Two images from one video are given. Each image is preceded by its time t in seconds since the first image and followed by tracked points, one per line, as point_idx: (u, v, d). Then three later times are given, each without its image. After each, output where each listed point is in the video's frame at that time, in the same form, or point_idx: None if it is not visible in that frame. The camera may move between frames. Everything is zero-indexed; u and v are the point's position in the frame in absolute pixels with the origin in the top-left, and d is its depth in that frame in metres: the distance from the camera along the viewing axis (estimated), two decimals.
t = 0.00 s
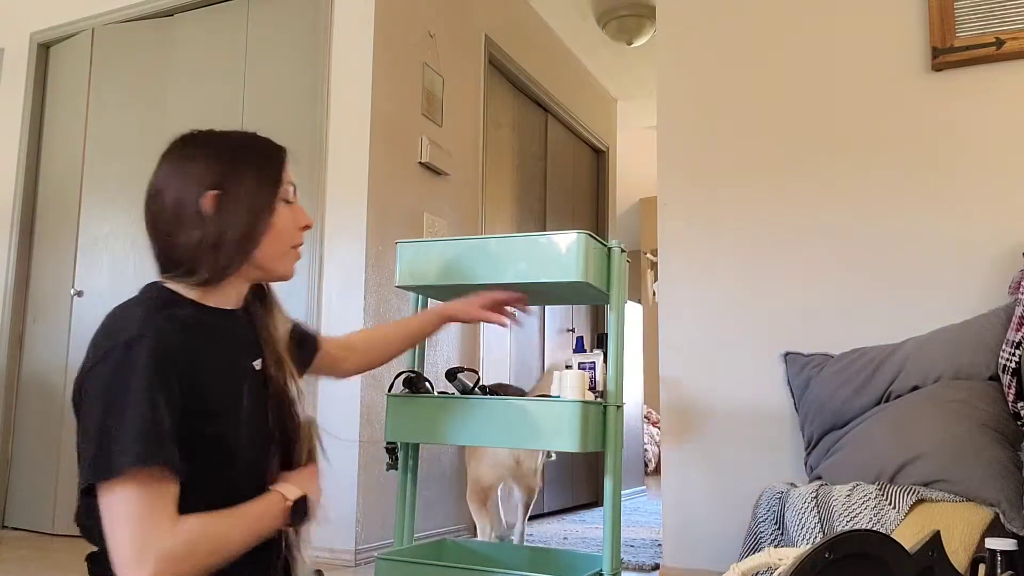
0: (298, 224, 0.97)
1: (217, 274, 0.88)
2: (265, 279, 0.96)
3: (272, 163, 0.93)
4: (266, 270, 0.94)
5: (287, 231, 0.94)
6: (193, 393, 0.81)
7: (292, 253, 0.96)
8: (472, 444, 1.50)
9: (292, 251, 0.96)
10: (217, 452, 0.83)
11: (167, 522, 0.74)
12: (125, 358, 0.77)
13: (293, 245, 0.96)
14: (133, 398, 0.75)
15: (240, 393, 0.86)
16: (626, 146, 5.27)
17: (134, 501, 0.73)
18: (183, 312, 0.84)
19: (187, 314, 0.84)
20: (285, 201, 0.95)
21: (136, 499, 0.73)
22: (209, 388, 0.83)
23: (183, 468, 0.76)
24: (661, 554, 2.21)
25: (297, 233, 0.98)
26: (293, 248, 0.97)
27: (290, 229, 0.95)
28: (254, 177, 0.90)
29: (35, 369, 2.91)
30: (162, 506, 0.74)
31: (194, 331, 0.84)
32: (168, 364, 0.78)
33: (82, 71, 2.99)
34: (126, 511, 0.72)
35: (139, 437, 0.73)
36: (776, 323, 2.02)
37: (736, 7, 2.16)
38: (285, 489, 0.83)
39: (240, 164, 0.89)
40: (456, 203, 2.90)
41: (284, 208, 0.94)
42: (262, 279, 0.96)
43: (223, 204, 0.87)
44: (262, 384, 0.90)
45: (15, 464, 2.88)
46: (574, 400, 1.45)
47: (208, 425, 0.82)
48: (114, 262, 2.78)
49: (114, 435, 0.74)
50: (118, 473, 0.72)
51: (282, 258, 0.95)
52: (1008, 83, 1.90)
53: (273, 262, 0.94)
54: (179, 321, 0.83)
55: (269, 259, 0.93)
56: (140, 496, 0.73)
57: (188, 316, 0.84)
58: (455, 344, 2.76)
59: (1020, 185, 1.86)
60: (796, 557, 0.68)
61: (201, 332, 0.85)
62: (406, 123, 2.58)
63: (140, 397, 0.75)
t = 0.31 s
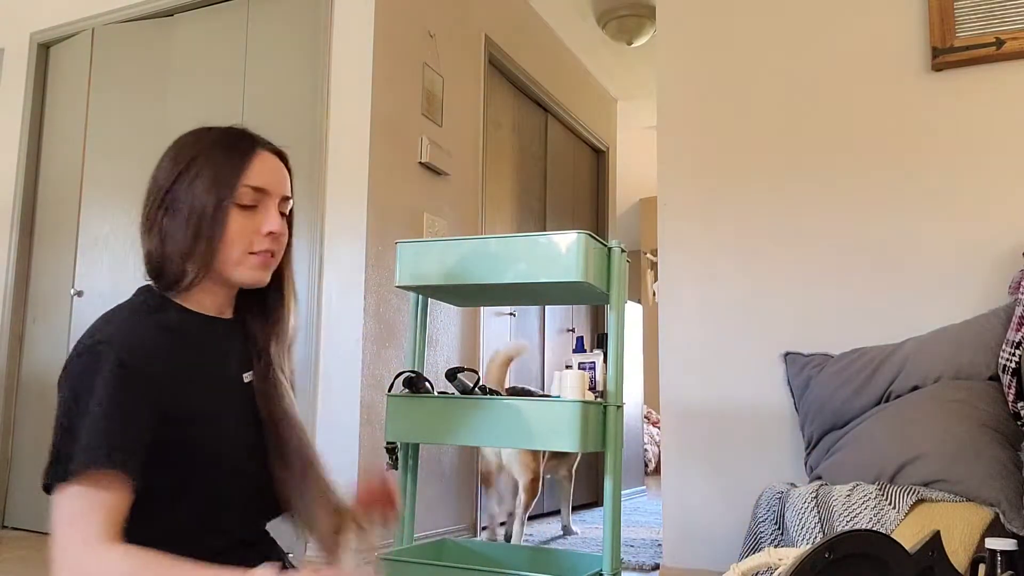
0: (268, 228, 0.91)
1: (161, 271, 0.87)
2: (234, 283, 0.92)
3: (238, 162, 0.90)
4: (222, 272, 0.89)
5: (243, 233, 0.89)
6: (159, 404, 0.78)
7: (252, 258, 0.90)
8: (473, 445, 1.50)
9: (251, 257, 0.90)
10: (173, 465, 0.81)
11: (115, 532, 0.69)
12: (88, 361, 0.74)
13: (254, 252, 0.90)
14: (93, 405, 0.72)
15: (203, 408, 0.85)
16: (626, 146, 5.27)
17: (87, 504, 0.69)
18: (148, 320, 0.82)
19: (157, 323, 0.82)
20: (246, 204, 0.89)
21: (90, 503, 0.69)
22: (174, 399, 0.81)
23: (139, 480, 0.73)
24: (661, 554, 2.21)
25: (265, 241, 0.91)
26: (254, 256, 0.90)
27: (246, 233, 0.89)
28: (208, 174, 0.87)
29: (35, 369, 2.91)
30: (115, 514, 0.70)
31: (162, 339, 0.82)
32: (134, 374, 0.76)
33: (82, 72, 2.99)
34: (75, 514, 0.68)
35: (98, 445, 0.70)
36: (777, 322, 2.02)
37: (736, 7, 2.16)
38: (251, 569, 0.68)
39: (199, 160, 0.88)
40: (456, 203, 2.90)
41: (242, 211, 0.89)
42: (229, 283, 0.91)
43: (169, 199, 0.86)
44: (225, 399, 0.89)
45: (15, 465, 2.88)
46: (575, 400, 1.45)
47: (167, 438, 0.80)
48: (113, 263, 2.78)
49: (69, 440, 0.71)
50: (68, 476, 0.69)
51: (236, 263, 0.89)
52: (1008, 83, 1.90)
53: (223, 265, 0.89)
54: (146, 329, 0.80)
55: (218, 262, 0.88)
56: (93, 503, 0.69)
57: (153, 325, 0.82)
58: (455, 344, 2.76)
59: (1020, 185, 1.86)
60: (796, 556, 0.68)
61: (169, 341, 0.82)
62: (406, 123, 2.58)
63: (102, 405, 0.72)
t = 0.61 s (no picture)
0: (303, 222, 0.83)
1: (197, 274, 0.81)
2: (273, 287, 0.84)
3: (267, 155, 0.83)
4: (258, 275, 0.81)
5: (277, 227, 0.81)
6: (159, 417, 0.74)
7: (291, 258, 0.82)
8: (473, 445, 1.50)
9: (290, 257, 0.82)
10: (164, 468, 0.76)
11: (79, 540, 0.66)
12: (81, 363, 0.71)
13: (292, 250, 0.82)
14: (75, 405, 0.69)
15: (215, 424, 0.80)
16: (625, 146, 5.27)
17: (59, 507, 0.66)
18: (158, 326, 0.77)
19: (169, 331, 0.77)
20: (279, 200, 0.82)
21: (64, 505, 0.66)
22: (176, 408, 0.77)
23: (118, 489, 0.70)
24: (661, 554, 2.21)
25: (303, 239, 0.82)
26: (293, 255, 0.82)
27: (281, 230, 0.81)
28: (237, 167, 0.81)
29: (35, 370, 2.91)
30: (83, 521, 0.67)
31: (168, 348, 0.76)
32: (125, 379, 0.71)
33: (82, 72, 2.99)
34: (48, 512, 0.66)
35: (65, 450, 0.67)
36: (777, 322, 2.02)
37: (736, 8, 2.16)
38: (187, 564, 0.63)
39: (228, 156, 0.82)
40: (456, 203, 2.90)
41: (276, 207, 0.81)
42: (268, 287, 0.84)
43: (199, 197, 0.81)
44: (243, 419, 0.82)
45: (15, 465, 2.88)
46: (575, 400, 1.45)
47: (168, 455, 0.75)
48: (113, 263, 2.78)
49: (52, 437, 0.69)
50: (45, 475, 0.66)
51: (271, 265, 0.81)
52: (1008, 83, 1.90)
53: (259, 264, 0.81)
54: (149, 334, 0.75)
55: (253, 265, 0.81)
56: (66, 505, 0.66)
57: (164, 329, 0.77)
58: (455, 344, 2.76)
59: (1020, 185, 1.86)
60: (795, 556, 0.67)
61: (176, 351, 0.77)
62: (406, 123, 2.58)
63: (83, 407, 0.68)
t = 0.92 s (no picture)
0: (365, 233, 0.87)
1: (255, 286, 0.86)
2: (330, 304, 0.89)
3: (327, 168, 0.88)
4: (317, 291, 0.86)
5: (335, 244, 0.85)
6: (225, 430, 0.81)
7: (352, 274, 0.86)
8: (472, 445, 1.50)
9: (352, 272, 0.86)
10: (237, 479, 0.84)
11: (223, 542, 0.75)
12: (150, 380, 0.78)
13: (354, 266, 0.86)
14: (149, 428, 0.76)
15: (272, 425, 0.87)
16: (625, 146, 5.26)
17: (176, 517, 0.74)
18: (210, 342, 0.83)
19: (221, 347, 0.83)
20: (340, 212, 0.86)
21: (174, 515, 0.74)
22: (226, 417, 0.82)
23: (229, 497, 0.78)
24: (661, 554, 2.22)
25: (362, 252, 0.87)
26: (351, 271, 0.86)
27: (341, 243, 0.85)
28: (294, 183, 0.85)
29: (35, 371, 2.91)
30: (208, 528, 0.75)
31: (225, 362, 0.83)
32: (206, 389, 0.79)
33: (82, 72, 2.99)
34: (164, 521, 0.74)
35: (157, 470, 0.75)
36: (776, 322, 2.03)
37: (736, 8, 2.16)
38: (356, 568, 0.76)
39: (287, 173, 0.86)
40: (456, 203, 2.90)
41: (336, 221, 0.86)
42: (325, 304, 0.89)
43: (257, 211, 0.85)
44: (289, 427, 0.89)
45: (15, 466, 2.89)
46: (576, 400, 1.45)
47: (238, 457, 0.82)
48: (114, 264, 2.79)
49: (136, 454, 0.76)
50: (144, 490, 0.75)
51: (333, 279, 0.86)
52: (1008, 83, 1.90)
53: (316, 281, 0.85)
54: (208, 352, 0.82)
55: (313, 279, 0.86)
56: (178, 513, 0.74)
57: (222, 343, 0.84)
58: (456, 344, 2.76)
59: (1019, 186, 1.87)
60: (795, 556, 0.68)
61: (234, 365, 0.84)
62: (407, 123, 2.59)
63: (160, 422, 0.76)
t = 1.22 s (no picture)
0: (395, 246, 0.92)
1: (290, 294, 0.93)
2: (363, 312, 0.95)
3: (359, 181, 0.92)
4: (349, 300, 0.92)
5: (366, 255, 0.91)
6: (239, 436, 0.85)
7: (384, 287, 0.92)
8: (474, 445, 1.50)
9: (384, 285, 0.92)
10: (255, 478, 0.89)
11: (216, 556, 0.79)
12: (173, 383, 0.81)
13: (386, 279, 0.92)
14: (157, 432, 0.79)
15: (287, 432, 0.92)
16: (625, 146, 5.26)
17: (185, 527, 0.78)
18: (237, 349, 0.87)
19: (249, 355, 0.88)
20: (372, 224, 0.92)
21: (184, 525, 0.78)
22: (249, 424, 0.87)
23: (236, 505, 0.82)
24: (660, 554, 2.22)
25: (393, 263, 0.92)
26: (381, 281, 0.92)
27: (373, 254, 0.91)
28: (328, 195, 0.91)
29: (35, 371, 2.91)
30: (213, 542, 0.79)
31: (248, 370, 0.87)
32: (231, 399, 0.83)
33: (82, 72, 2.99)
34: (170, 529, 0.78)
35: (166, 474, 0.77)
36: (776, 322, 2.03)
37: (736, 8, 2.16)
38: None
39: (321, 181, 0.92)
40: (456, 203, 2.90)
41: (369, 232, 0.91)
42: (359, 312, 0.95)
43: (294, 225, 0.91)
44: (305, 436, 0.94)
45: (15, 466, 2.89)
46: (578, 401, 1.45)
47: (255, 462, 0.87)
48: (114, 264, 2.79)
49: (145, 457, 0.79)
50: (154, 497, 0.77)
51: (364, 291, 0.91)
52: (1008, 82, 1.90)
53: (350, 294, 0.92)
54: (233, 358, 0.85)
55: (345, 289, 0.92)
56: (189, 525, 0.78)
57: (246, 348, 0.88)
58: (456, 344, 2.76)
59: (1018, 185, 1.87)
60: (796, 556, 0.68)
61: (257, 374, 0.88)
62: (407, 123, 2.59)
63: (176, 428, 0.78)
